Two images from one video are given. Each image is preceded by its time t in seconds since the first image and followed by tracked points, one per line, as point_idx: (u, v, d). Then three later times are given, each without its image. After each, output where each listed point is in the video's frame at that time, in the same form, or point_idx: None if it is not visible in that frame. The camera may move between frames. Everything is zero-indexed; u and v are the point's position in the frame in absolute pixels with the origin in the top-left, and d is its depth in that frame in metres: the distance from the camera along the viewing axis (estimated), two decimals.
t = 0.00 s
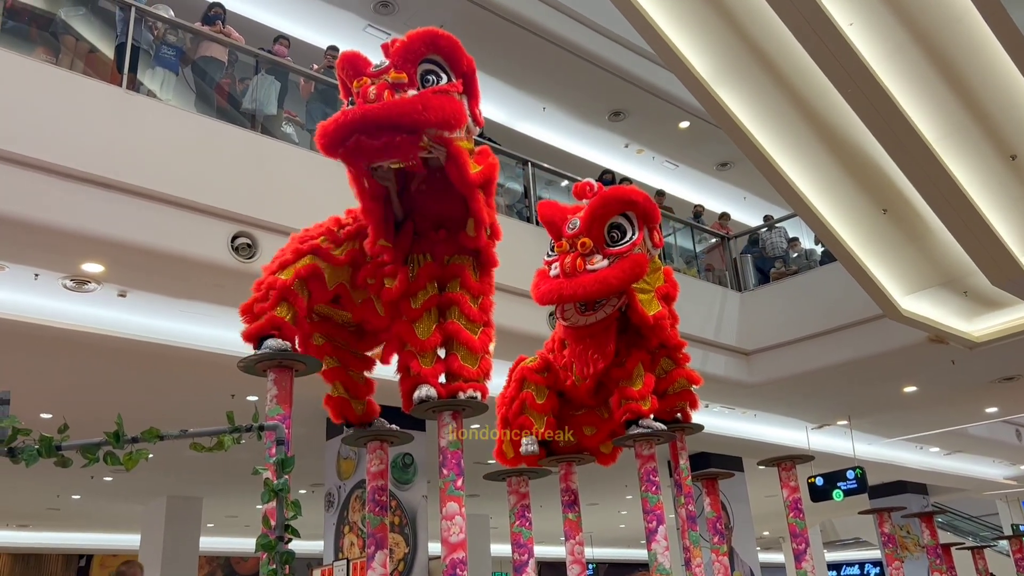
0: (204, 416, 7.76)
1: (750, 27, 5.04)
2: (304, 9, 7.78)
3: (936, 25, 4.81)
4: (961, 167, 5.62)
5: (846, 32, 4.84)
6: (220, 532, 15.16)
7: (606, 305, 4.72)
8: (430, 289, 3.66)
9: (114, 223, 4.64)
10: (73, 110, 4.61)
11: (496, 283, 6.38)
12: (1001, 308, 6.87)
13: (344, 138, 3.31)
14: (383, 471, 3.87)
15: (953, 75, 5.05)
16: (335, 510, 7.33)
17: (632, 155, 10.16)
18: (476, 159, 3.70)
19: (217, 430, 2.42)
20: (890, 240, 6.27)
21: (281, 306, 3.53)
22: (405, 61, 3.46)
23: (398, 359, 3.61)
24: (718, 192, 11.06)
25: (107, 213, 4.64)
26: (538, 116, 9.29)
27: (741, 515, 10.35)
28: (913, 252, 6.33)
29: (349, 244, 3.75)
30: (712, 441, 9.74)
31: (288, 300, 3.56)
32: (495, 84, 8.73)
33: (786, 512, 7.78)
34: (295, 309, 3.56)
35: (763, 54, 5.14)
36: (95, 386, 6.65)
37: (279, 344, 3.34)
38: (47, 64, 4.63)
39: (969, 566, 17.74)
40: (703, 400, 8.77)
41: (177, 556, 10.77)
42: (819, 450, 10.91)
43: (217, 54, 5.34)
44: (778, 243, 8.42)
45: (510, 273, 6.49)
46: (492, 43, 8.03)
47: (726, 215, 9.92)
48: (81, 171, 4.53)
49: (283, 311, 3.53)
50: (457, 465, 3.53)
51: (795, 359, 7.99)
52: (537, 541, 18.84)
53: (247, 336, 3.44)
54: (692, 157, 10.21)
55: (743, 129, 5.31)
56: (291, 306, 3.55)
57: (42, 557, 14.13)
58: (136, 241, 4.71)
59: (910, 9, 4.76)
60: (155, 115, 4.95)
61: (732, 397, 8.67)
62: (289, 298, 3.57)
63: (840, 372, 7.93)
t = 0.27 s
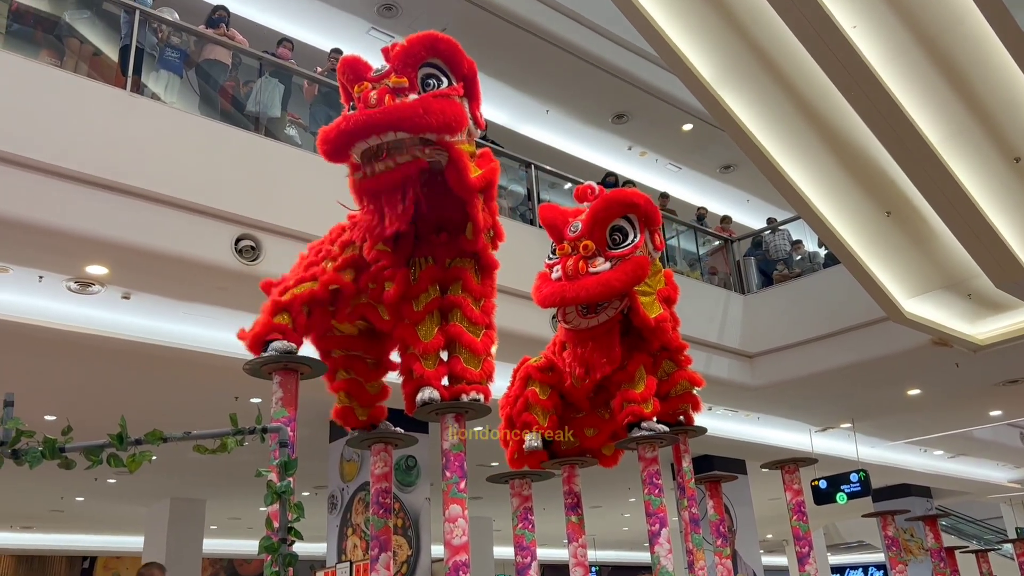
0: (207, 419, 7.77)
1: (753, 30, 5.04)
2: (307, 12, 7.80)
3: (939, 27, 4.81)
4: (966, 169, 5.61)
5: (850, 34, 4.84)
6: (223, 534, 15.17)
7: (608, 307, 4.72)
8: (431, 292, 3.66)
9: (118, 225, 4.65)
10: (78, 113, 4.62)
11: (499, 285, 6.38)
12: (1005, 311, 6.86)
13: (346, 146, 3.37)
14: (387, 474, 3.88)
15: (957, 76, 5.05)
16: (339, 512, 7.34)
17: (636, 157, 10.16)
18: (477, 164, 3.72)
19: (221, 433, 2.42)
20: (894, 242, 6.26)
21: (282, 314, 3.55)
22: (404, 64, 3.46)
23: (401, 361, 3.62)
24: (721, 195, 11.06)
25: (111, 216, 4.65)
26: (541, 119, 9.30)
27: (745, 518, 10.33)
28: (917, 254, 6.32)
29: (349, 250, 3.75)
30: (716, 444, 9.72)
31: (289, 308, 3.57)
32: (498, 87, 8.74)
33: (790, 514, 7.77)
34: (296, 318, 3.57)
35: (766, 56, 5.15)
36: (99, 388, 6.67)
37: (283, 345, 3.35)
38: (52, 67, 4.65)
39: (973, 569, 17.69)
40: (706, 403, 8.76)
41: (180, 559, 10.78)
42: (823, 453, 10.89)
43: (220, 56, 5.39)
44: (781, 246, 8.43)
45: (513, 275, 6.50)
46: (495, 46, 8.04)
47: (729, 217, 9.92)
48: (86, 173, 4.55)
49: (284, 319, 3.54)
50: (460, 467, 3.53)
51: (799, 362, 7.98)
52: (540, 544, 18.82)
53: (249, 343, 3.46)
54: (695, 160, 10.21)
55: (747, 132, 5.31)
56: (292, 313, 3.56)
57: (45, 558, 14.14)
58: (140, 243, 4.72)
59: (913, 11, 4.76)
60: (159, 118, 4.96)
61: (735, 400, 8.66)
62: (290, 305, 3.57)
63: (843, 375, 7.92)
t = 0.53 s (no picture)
0: (210, 421, 7.77)
1: (756, 32, 5.04)
2: (311, 15, 7.81)
3: (941, 29, 4.80)
4: (969, 171, 5.60)
5: (853, 36, 4.84)
6: (226, 536, 15.17)
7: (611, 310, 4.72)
8: (433, 295, 3.66)
9: (121, 227, 4.66)
10: (81, 115, 4.63)
11: (503, 288, 6.39)
12: (1009, 313, 6.84)
13: (348, 154, 3.37)
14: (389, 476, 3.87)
15: (959, 78, 5.04)
16: (342, 514, 7.33)
17: (639, 159, 10.16)
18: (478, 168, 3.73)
19: (223, 434, 2.42)
20: (897, 244, 6.24)
21: (283, 316, 3.56)
22: (404, 69, 3.47)
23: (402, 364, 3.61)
24: (724, 197, 11.05)
25: (114, 217, 4.65)
26: (545, 121, 9.30)
27: (748, 521, 10.31)
28: (920, 256, 6.31)
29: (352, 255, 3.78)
30: (719, 447, 9.71)
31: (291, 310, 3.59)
32: (501, 89, 8.75)
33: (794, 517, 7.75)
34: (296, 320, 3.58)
35: (769, 58, 5.14)
36: (102, 389, 6.67)
37: (283, 347, 3.35)
38: (55, 69, 4.67)
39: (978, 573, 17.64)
40: (709, 406, 8.75)
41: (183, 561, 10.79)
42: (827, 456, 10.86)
43: (225, 58, 5.39)
44: (784, 248, 8.41)
45: (516, 278, 6.50)
46: (499, 48, 8.05)
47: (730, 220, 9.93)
48: (89, 175, 4.56)
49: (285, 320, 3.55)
50: (463, 469, 3.53)
51: (802, 365, 7.97)
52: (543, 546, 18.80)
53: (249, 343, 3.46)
54: (698, 162, 10.21)
55: (750, 134, 5.32)
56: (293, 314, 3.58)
57: (48, 560, 14.16)
58: (143, 245, 4.72)
59: (916, 13, 4.75)
60: (163, 120, 4.97)
61: (739, 403, 8.64)
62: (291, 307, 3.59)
63: (847, 377, 7.90)
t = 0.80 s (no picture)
0: (213, 423, 7.79)
1: (761, 35, 5.04)
2: (314, 17, 7.83)
3: (946, 32, 4.80)
4: (973, 175, 5.59)
5: (857, 39, 4.84)
6: (229, 538, 15.17)
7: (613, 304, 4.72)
8: (437, 296, 3.67)
9: (125, 229, 4.66)
10: (84, 117, 4.65)
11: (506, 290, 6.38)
12: (1013, 316, 6.82)
13: (351, 158, 3.33)
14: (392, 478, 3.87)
15: (963, 82, 5.04)
16: (344, 516, 7.33)
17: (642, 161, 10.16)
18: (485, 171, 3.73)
19: (227, 436, 2.42)
20: (901, 246, 6.22)
21: (292, 314, 3.56)
22: (409, 75, 3.47)
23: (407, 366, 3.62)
24: (728, 199, 11.04)
25: (118, 219, 4.66)
26: (548, 123, 9.31)
27: (752, 524, 10.30)
28: (924, 259, 6.30)
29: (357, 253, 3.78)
30: (722, 449, 9.70)
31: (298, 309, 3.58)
32: (504, 91, 8.75)
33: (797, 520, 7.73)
34: (306, 318, 3.60)
35: (773, 61, 5.15)
36: (106, 391, 6.69)
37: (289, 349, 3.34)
38: (59, 71, 4.69)
39: None
40: (713, 408, 8.75)
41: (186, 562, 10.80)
42: (830, 458, 10.84)
43: (229, 61, 5.38)
44: (788, 251, 8.39)
45: (520, 280, 6.50)
46: (502, 51, 8.06)
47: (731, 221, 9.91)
48: (92, 177, 4.57)
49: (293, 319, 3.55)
50: (466, 471, 3.52)
51: (805, 367, 7.95)
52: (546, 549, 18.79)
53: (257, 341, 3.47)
54: (701, 164, 10.20)
55: (753, 138, 5.34)
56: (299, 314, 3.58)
57: (52, 561, 14.18)
58: (146, 247, 4.73)
59: (921, 16, 4.74)
60: (166, 122, 4.98)
61: (742, 405, 8.63)
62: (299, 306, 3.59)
63: (850, 380, 7.89)
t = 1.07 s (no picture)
0: (215, 424, 7.79)
1: (763, 37, 5.05)
2: (317, 19, 7.84)
3: (948, 34, 4.80)
4: (976, 177, 5.59)
5: (860, 41, 4.84)
6: (231, 540, 15.17)
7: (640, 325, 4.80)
8: (443, 298, 3.67)
9: (128, 231, 4.67)
10: (88, 120, 4.66)
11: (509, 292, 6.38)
12: (1016, 318, 6.82)
13: (360, 160, 3.37)
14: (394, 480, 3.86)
15: (966, 84, 5.04)
16: (347, 518, 7.33)
17: (644, 163, 10.16)
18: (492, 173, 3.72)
19: (231, 438, 2.45)
20: (904, 247, 6.21)
21: (294, 320, 3.53)
22: (417, 76, 3.49)
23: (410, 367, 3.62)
24: (731, 201, 11.03)
25: (121, 221, 4.67)
26: (550, 125, 9.31)
27: (754, 526, 10.29)
28: (927, 261, 6.29)
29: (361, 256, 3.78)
30: (725, 451, 9.69)
31: (301, 315, 3.55)
32: (507, 93, 8.76)
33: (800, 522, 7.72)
34: (308, 325, 3.56)
35: (776, 64, 5.15)
36: (109, 393, 6.70)
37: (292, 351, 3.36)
38: (62, 73, 4.70)
39: None
40: (715, 410, 8.74)
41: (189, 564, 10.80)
42: (833, 461, 10.83)
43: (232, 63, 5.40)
44: (790, 253, 8.40)
45: (522, 282, 6.50)
46: (504, 53, 8.07)
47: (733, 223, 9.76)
48: (96, 179, 4.57)
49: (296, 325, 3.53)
50: (469, 473, 3.52)
51: (808, 369, 7.95)
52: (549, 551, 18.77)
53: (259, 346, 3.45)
54: (704, 166, 10.20)
55: (757, 140, 5.34)
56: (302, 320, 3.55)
57: (55, 562, 14.19)
58: (149, 249, 4.73)
59: (923, 18, 4.75)
60: (170, 124, 4.99)
61: (745, 407, 8.63)
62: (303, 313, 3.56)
63: (853, 382, 7.88)
